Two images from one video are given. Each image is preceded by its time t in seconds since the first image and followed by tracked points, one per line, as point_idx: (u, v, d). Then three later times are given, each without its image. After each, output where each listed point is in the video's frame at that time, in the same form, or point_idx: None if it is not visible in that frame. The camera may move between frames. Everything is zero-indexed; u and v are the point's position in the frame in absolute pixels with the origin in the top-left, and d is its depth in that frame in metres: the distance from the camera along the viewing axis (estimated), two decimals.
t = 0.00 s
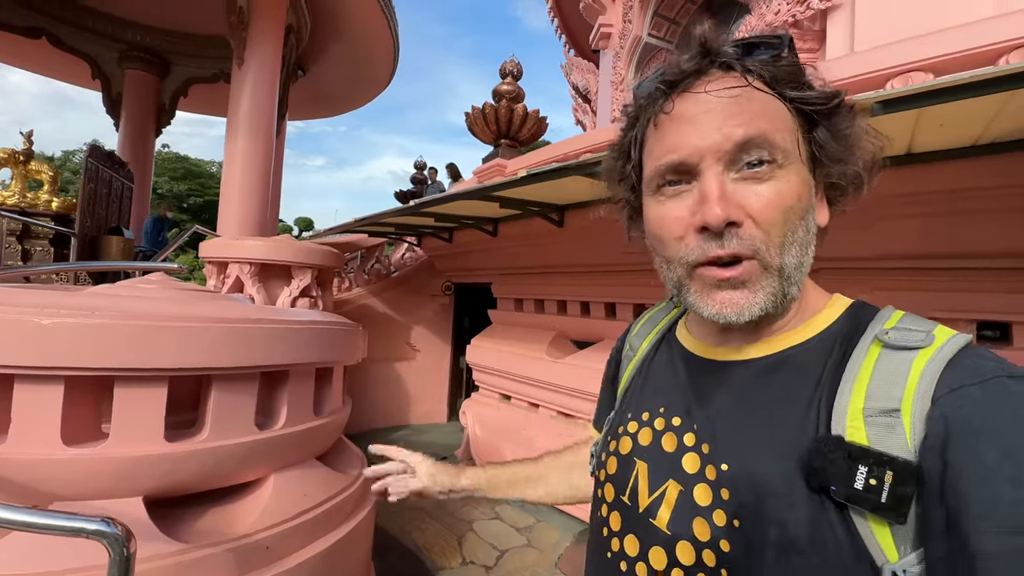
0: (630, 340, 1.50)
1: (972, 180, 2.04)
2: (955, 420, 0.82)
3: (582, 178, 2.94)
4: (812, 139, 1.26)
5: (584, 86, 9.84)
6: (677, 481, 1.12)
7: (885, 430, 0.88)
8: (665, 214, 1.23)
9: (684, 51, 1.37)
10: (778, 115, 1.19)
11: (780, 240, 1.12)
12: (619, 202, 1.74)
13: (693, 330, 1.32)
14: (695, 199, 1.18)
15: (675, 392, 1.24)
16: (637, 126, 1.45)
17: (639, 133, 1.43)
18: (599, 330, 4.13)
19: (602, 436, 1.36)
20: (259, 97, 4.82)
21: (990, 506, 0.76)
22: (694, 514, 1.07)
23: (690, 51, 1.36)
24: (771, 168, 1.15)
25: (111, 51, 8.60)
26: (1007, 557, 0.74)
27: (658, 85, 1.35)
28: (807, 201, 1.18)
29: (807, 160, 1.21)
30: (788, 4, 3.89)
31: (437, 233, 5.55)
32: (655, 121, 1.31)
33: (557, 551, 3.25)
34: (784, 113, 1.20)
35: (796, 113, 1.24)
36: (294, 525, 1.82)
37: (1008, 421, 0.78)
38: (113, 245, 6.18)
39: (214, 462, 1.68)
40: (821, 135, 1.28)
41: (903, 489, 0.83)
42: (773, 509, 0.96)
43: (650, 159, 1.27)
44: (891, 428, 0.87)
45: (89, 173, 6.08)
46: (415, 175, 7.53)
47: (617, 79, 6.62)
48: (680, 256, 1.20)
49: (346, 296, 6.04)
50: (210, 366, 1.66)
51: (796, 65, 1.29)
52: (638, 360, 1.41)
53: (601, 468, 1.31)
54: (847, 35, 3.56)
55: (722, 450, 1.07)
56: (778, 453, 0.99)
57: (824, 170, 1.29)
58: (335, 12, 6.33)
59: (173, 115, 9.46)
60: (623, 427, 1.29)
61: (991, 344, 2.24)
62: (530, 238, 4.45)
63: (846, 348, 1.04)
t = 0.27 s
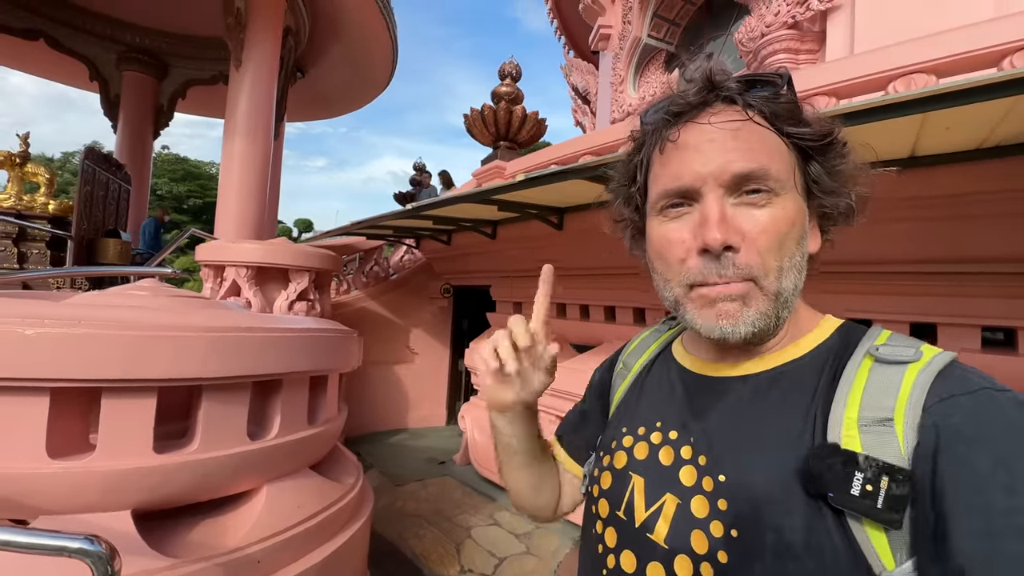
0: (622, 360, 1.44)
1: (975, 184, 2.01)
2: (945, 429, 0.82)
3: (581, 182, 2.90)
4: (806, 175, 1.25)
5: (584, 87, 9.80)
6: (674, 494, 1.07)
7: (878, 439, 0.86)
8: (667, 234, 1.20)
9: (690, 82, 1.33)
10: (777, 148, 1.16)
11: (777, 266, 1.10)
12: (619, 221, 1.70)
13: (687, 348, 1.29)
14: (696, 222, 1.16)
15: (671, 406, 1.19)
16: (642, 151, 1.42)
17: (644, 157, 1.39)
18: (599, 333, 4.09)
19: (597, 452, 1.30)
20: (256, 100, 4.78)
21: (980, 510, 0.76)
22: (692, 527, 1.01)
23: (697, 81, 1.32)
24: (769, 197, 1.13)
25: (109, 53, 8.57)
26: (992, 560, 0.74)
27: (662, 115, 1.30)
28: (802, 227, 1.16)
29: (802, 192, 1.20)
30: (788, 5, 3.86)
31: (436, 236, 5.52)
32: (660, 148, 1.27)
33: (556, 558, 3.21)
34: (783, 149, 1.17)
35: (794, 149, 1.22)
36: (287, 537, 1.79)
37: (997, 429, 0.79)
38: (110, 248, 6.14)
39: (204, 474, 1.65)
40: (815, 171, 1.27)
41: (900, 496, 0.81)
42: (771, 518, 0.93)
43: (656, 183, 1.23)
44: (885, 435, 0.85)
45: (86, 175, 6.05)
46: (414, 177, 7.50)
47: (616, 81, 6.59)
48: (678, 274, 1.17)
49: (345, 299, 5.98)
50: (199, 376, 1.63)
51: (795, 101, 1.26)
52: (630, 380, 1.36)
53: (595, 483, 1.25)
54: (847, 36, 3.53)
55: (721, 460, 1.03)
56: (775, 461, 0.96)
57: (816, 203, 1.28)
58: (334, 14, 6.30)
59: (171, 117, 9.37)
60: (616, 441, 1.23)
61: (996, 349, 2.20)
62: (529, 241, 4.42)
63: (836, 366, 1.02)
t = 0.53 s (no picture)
0: (607, 365, 1.40)
1: (978, 181, 1.98)
2: (951, 430, 0.79)
3: (579, 180, 2.87)
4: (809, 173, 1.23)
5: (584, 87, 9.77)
6: (673, 505, 1.03)
7: (886, 441, 0.83)
8: (670, 229, 1.17)
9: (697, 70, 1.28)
10: (783, 144, 1.13)
11: (780, 258, 1.08)
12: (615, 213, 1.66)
13: (679, 348, 1.26)
14: (702, 216, 1.12)
15: (663, 411, 1.16)
16: (644, 142, 1.37)
17: (644, 152, 1.35)
18: (597, 334, 4.06)
19: (584, 459, 1.27)
20: (253, 99, 4.75)
21: (986, 512, 0.74)
22: (695, 539, 0.98)
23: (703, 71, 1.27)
24: (775, 192, 1.10)
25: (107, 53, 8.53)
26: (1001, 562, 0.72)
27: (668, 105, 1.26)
28: (805, 223, 1.13)
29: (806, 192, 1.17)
30: (788, 3, 3.83)
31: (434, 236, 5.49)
32: (664, 137, 1.23)
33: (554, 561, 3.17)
34: (788, 145, 1.15)
35: (798, 146, 1.19)
36: (278, 542, 1.76)
37: (999, 428, 0.77)
38: (106, 249, 6.11)
39: (193, 477, 1.62)
40: (817, 169, 1.25)
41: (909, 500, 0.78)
42: (777, 527, 0.90)
43: (659, 175, 1.20)
44: (892, 438, 0.82)
45: (82, 175, 6.01)
46: (412, 177, 7.47)
47: (615, 80, 6.56)
48: (682, 270, 1.14)
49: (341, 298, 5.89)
50: (187, 378, 1.59)
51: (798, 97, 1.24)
52: (618, 388, 1.31)
53: (584, 496, 1.22)
54: (847, 34, 3.50)
55: (722, 468, 1.00)
56: (778, 467, 0.93)
57: (815, 200, 1.26)
58: (331, 13, 6.27)
59: (168, 117, 9.26)
60: (608, 450, 1.20)
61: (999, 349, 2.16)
62: (527, 240, 4.39)
63: (838, 365, 1.00)
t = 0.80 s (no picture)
0: (601, 364, 1.39)
1: (976, 179, 1.98)
2: (949, 424, 0.79)
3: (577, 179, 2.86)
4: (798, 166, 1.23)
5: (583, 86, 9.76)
6: (668, 503, 1.03)
7: (883, 437, 0.82)
8: (659, 223, 1.16)
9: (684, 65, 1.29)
10: (771, 138, 1.13)
11: (773, 255, 1.07)
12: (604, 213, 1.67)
13: (672, 346, 1.26)
14: (692, 211, 1.12)
15: (657, 409, 1.16)
16: (633, 138, 1.38)
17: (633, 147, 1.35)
18: (596, 333, 4.06)
19: (578, 459, 1.27)
20: (252, 98, 4.74)
21: (985, 505, 0.74)
22: (691, 537, 0.98)
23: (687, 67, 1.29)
24: (765, 185, 1.10)
25: (106, 52, 8.53)
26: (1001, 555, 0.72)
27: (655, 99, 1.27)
28: (794, 217, 1.13)
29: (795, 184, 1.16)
30: (787, 1, 3.82)
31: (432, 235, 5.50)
32: (651, 132, 1.24)
33: (553, 560, 3.17)
34: (776, 137, 1.15)
35: (787, 138, 1.19)
36: (275, 541, 1.76)
37: (997, 421, 0.76)
38: (105, 248, 6.10)
39: (190, 476, 1.62)
40: (805, 162, 1.25)
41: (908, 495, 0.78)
42: (774, 524, 0.90)
43: (649, 171, 1.20)
44: (889, 433, 0.82)
45: (81, 175, 6.01)
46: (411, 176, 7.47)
47: (615, 79, 6.55)
48: (671, 266, 1.13)
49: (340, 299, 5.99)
50: (183, 378, 1.59)
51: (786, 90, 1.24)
52: (612, 386, 1.31)
53: (579, 495, 1.21)
54: (847, 33, 3.49)
55: (717, 465, 0.99)
56: (775, 465, 0.93)
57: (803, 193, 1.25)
58: (330, 13, 6.26)
59: (168, 116, 9.28)
60: (603, 449, 1.19)
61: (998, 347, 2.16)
62: (526, 239, 4.38)
63: (833, 360, 1.00)
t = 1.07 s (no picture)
0: (598, 367, 1.42)
1: (974, 180, 1.99)
2: (933, 429, 0.80)
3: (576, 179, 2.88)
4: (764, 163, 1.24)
5: (583, 86, 9.78)
6: (660, 509, 1.05)
7: (867, 443, 0.84)
8: (630, 238, 1.18)
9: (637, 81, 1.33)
10: (731, 140, 1.15)
11: (751, 254, 1.09)
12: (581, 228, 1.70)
13: (664, 352, 1.28)
14: (660, 223, 1.14)
15: (650, 416, 1.17)
16: (596, 156, 1.41)
17: (598, 164, 1.38)
18: (596, 332, 4.07)
19: (578, 466, 1.29)
20: (252, 98, 4.76)
21: (972, 511, 0.75)
22: (682, 543, 0.99)
23: (641, 82, 1.31)
24: (732, 190, 1.11)
25: (106, 53, 8.54)
26: (988, 562, 0.73)
27: (611, 117, 1.30)
28: (767, 214, 1.14)
29: (762, 180, 1.18)
30: (786, 1, 3.83)
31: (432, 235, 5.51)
32: (611, 150, 1.26)
33: (553, 559, 3.18)
34: (736, 138, 1.16)
35: (747, 138, 1.20)
36: (277, 540, 1.77)
37: (981, 425, 0.77)
38: (106, 249, 6.12)
39: (193, 476, 1.63)
40: (771, 157, 1.26)
41: (893, 502, 0.79)
42: (762, 532, 0.91)
43: (615, 189, 1.21)
44: (873, 440, 0.83)
45: (82, 176, 6.02)
46: (411, 176, 7.50)
47: (614, 79, 6.55)
48: (650, 277, 1.15)
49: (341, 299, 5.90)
50: (187, 378, 1.60)
51: (742, 90, 1.26)
52: (608, 390, 1.33)
53: (578, 501, 1.24)
54: (846, 33, 3.50)
55: (706, 472, 1.01)
56: (763, 472, 0.94)
57: (777, 188, 1.27)
58: (331, 14, 6.27)
59: (168, 117, 9.31)
60: (599, 456, 1.22)
61: (996, 347, 2.17)
62: (526, 239, 4.40)
63: (818, 362, 1.01)
